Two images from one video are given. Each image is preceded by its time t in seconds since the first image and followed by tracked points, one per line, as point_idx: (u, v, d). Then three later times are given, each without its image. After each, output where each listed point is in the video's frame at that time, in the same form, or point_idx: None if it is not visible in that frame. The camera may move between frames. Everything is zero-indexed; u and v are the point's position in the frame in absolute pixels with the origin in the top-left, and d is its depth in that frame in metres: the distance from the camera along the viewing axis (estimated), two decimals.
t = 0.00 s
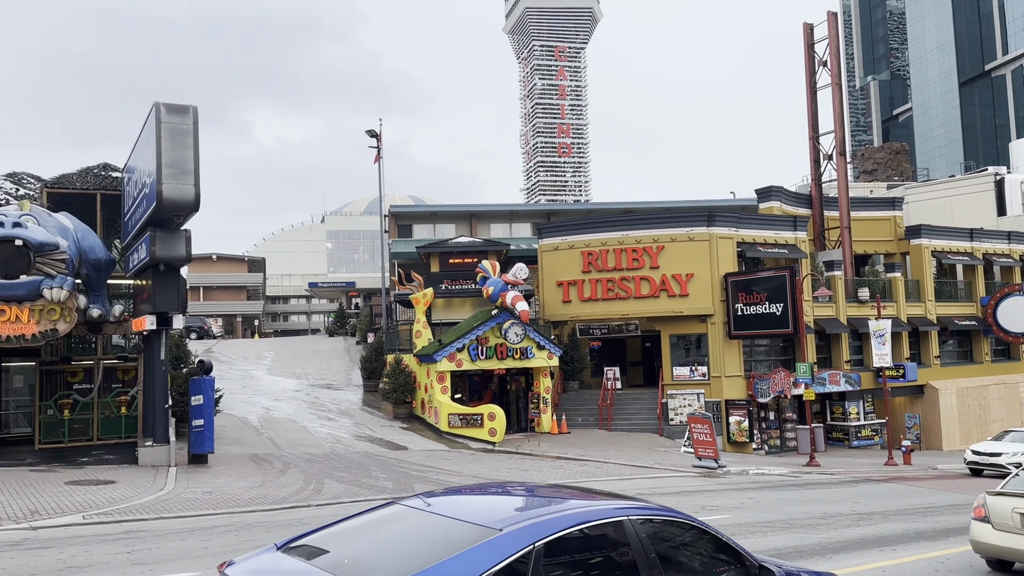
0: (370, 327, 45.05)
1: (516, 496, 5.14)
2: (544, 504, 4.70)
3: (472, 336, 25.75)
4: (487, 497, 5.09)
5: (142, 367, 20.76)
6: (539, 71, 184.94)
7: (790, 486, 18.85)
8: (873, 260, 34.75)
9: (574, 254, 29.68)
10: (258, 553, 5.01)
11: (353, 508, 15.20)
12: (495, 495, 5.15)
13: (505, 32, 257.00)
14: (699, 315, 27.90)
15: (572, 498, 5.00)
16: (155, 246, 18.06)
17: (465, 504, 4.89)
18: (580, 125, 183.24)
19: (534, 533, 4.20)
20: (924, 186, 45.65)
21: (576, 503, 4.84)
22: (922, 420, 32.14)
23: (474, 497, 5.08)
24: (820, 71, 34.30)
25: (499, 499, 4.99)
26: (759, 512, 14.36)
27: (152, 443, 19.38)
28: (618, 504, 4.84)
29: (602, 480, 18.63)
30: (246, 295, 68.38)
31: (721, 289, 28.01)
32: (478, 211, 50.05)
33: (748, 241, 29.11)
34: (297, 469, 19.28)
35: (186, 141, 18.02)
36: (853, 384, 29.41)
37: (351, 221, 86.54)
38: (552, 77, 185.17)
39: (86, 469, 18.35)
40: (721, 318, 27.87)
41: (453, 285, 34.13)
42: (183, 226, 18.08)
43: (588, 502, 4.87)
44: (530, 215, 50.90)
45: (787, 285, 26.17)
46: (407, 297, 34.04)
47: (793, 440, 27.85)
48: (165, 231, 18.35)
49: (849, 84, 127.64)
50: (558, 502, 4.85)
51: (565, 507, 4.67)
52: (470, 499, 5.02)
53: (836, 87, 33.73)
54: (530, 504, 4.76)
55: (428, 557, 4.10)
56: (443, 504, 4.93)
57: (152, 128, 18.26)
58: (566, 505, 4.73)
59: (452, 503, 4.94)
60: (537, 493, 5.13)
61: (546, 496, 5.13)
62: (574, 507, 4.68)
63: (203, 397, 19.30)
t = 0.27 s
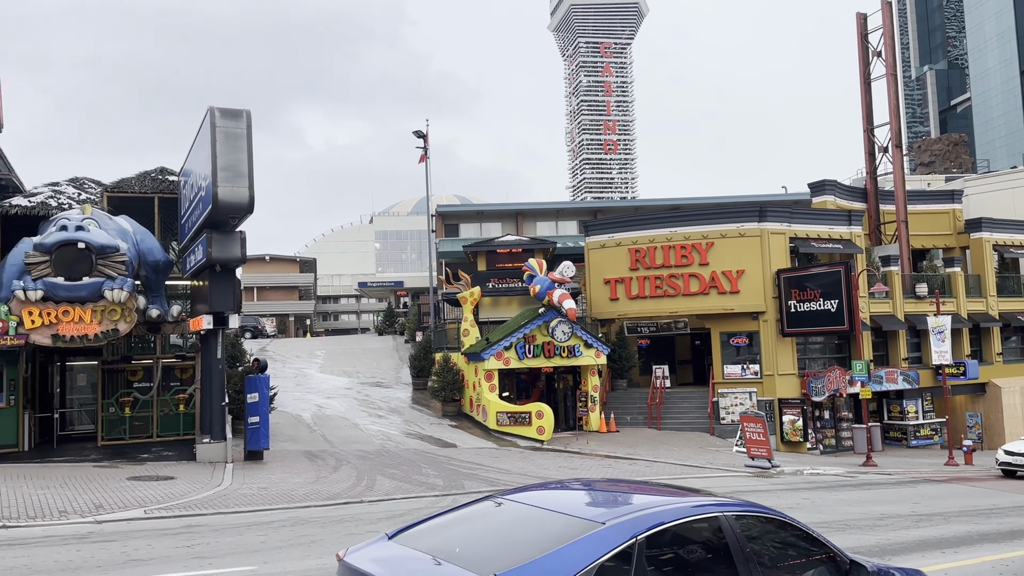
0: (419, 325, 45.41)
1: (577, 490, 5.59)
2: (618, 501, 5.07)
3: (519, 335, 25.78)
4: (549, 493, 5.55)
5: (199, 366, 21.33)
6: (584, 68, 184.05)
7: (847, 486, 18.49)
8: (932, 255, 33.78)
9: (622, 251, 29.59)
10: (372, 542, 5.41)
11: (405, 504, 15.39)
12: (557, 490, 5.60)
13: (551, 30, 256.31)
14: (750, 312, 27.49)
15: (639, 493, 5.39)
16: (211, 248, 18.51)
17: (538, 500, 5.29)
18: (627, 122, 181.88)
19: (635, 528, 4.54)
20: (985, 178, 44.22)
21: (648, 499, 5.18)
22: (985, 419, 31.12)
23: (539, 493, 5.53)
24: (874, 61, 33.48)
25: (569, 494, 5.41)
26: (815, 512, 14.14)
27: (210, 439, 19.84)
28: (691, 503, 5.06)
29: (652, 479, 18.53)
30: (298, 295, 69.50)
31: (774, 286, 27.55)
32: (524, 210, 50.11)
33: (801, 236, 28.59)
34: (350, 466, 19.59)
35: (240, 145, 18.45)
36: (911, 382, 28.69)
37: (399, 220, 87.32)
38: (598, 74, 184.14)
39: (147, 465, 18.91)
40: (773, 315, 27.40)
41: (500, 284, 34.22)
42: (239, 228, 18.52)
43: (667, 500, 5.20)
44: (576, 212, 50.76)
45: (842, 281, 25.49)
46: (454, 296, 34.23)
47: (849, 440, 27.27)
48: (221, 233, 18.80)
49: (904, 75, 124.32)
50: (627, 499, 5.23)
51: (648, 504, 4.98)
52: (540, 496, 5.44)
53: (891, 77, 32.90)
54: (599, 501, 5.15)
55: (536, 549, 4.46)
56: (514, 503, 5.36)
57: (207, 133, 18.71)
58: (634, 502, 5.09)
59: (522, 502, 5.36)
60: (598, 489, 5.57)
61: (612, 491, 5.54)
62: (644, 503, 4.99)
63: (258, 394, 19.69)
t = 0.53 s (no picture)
0: (461, 326, 45.62)
1: (628, 489, 5.91)
2: (679, 501, 5.40)
3: (561, 335, 25.74)
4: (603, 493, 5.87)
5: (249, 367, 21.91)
6: (625, 66, 183.09)
7: (898, 488, 18.07)
8: (987, 251, 32.87)
9: (665, 250, 29.39)
10: (453, 539, 5.72)
11: (450, 503, 15.50)
12: (611, 490, 5.92)
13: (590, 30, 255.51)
14: (797, 311, 27.06)
15: (694, 492, 5.70)
16: (259, 251, 18.85)
17: (599, 503, 5.59)
18: (669, 120, 180.37)
19: (715, 527, 4.81)
20: None
21: (704, 498, 5.47)
22: None
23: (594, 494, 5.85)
24: (924, 53, 32.70)
25: (625, 494, 5.72)
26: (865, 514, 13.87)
27: (259, 438, 20.24)
28: (761, 504, 5.25)
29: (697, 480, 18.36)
30: (343, 297, 70.37)
31: (822, 284, 27.09)
32: (565, 210, 50.06)
33: (850, 233, 28.03)
34: (395, 465, 19.79)
35: (286, 150, 18.75)
36: (965, 382, 28.07)
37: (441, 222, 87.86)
38: (639, 72, 182.95)
39: (198, 464, 19.36)
40: (821, 314, 26.93)
41: (541, 284, 34.23)
42: (285, 231, 18.82)
43: (725, 497, 5.49)
44: (618, 212, 50.59)
45: (893, 279, 25.08)
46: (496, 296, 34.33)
47: (900, 441, 26.72)
48: (267, 236, 19.10)
49: (956, 66, 121.38)
50: (682, 497, 5.54)
51: (719, 504, 5.22)
52: (598, 498, 5.76)
53: (942, 69, 32.09)
54: (656, 500, 5.46)
55: (622, 546, 4.74)
56: (570, 506, 5.69)
57: (254, 139, 19.07)
58: (692, 501, 5.39)
59: (583, 504, 5.67)
60: (650, 488, 5.90)
61: (666, 489, 5.86)
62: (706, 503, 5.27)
63: (306, 394, 20.06)
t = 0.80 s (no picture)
0: (503, 327, 45.71)
1: (680, 492, 5.97)
2: (734, 504, 5.43)
3: (604, 337, 25.63)
4: (657, 498, 5.92)
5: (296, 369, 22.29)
6: (666, 65, 181.64)
7: (952, 492, 17.59)
8: None
9: (708, 250, 29.09)
10: (525, 541, 5.77)
11: (494, 505, 15.55)
12: (664, 493, 5.97)
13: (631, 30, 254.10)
14: (846, 312, 26.55)
15: (747, 495, 5.74)
16: (305, 255, 19.15)
17: (653, 507, 5.64)
18: (711, 118, 178.44)
19: (792, 529, 4.80)
20: None
21: (763, 500, 5.51)
22: None
23: (648, 499, 5.91)
24: (976, 47, 31.84)
25: (680, 497, 5.76)
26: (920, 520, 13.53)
27: (306, 439, 20.54)
28: (827, 507, 5.20)
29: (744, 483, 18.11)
30: (386, 299, 71.11)
31: (871, 284, 26.53)
32: (606, 211, 49.88)
33: (900, 231, 27.40)
34: (439, 466, 19.91)
35: (331, 156, 18.98)
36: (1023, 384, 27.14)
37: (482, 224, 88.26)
38: (681, 71, 181.34)
39: (246, 464, 19.72)
40: (871, 314, 26.36)
41: (583, 286, 34.15)
42: (330, 235, 19.08)
43: (785, 499, 5.52)
44: (660, 212, 50.26)
45: (945, 278, 24.53)
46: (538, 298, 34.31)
47: (954, 445, 26.04)
48: (313, 240, 19.40)
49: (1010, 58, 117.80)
50: (739, 500, 5.59)
51: (784, 506, 5.22)
52: (654, 501, 5.79)
53: (995, 63, 31.20)
54: (713, 503, 5.51)
55: (698, 548, 4.73)
56: (621, 512, 5.72)
57: (300, 145, 19.38)
58: (751, 504, 5.42)
59: (636, 509, 5.71)
60: (702, 491, 5.96)
61: (720, 493, 5.90)
62: (768, 506, 5.28)
63: (350, 396, 20.28)
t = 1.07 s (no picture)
0: (539, 330, 45.65)
1: (725, 496, 5.94)
2: (782, 507, 5.40)
3: (640, 339, 25.45)
4: (701, 504, 5.87)
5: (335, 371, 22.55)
6: (703, 65, 180.04)
7: (1002, 497, 17.11)
8: None
9: (747, 251, 28.74)
10: (576, 547, 5.70)
11: (532, 508, 15.53)
12: (709, 499, 5.93)
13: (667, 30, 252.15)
14: (890, 312, 26.05)
15: (793, 498, 5.72)
16: (343, 259, 19.38)
17: (700, 512, 5.60)
18: (749, 118, 176.34)
19: (854, 532, 4.75)
20: None
21: (812, 503, 5.46)
22: None
23: (693, 505, 5.88)
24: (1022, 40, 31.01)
25: (726, 502, 5.73)
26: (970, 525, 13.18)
27: (346, 441, 20.74)
28: (880, 510, 5.13)
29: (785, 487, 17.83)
30: (422, 303, 71.54)
31: (915, 284, 25.99)
32: (642, 212, 49.60)
33: (945, 230, 26.77)
34: (476, 469, 19.95)
35: (368, 161, 19.16)
36: None
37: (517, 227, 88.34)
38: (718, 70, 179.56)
39: (288, 466, 19.98)
40: (916, 315, 25.83)
41: (619, 288, 33.98)
42: (368, 239, 19.26)
43: (835, 502, 5.48)
44: (698, 213, 49.85)
45: (992, 277, 23.88)
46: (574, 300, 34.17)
47: (1003, 448, 25.38)
48: (351, 244, 19.61)
49: None
50: (786, 503, 5.55)
51: (835, 510, 5.18)
52: (699, 506, 5.75)
53: None
54: (760, 506, 5.48)
55: (760, 550, 4.69)
56: (666, 518, 5.69)
57: (338, 151, 19.60)
58: (799, 507, 5.38)
59: (682, 514, 5.68)
60: (748, 495, 5.92)
61: (766, 496, 5.87)
62: (818, 509, 5.24)
63: (388, 398, 20.37)
